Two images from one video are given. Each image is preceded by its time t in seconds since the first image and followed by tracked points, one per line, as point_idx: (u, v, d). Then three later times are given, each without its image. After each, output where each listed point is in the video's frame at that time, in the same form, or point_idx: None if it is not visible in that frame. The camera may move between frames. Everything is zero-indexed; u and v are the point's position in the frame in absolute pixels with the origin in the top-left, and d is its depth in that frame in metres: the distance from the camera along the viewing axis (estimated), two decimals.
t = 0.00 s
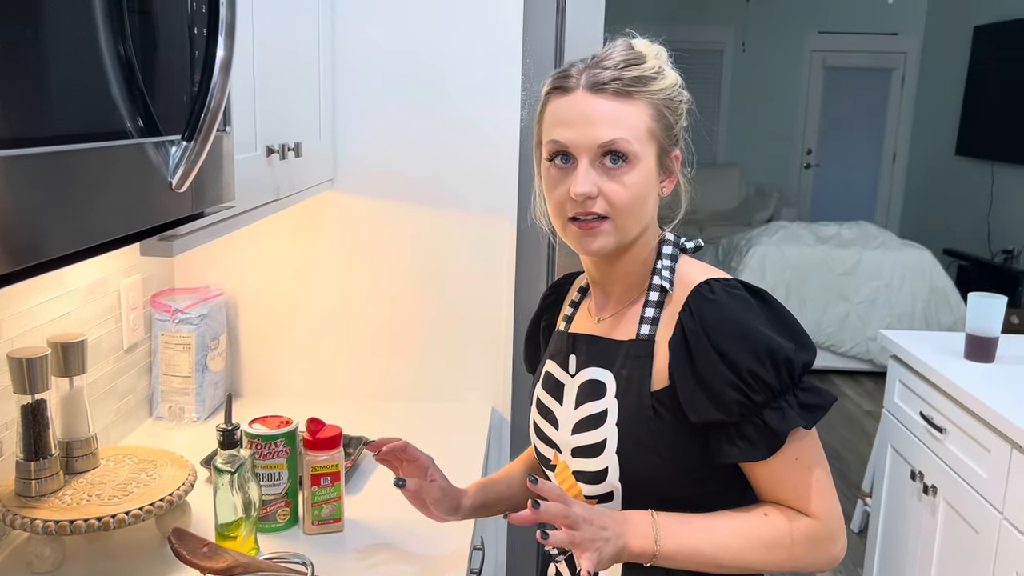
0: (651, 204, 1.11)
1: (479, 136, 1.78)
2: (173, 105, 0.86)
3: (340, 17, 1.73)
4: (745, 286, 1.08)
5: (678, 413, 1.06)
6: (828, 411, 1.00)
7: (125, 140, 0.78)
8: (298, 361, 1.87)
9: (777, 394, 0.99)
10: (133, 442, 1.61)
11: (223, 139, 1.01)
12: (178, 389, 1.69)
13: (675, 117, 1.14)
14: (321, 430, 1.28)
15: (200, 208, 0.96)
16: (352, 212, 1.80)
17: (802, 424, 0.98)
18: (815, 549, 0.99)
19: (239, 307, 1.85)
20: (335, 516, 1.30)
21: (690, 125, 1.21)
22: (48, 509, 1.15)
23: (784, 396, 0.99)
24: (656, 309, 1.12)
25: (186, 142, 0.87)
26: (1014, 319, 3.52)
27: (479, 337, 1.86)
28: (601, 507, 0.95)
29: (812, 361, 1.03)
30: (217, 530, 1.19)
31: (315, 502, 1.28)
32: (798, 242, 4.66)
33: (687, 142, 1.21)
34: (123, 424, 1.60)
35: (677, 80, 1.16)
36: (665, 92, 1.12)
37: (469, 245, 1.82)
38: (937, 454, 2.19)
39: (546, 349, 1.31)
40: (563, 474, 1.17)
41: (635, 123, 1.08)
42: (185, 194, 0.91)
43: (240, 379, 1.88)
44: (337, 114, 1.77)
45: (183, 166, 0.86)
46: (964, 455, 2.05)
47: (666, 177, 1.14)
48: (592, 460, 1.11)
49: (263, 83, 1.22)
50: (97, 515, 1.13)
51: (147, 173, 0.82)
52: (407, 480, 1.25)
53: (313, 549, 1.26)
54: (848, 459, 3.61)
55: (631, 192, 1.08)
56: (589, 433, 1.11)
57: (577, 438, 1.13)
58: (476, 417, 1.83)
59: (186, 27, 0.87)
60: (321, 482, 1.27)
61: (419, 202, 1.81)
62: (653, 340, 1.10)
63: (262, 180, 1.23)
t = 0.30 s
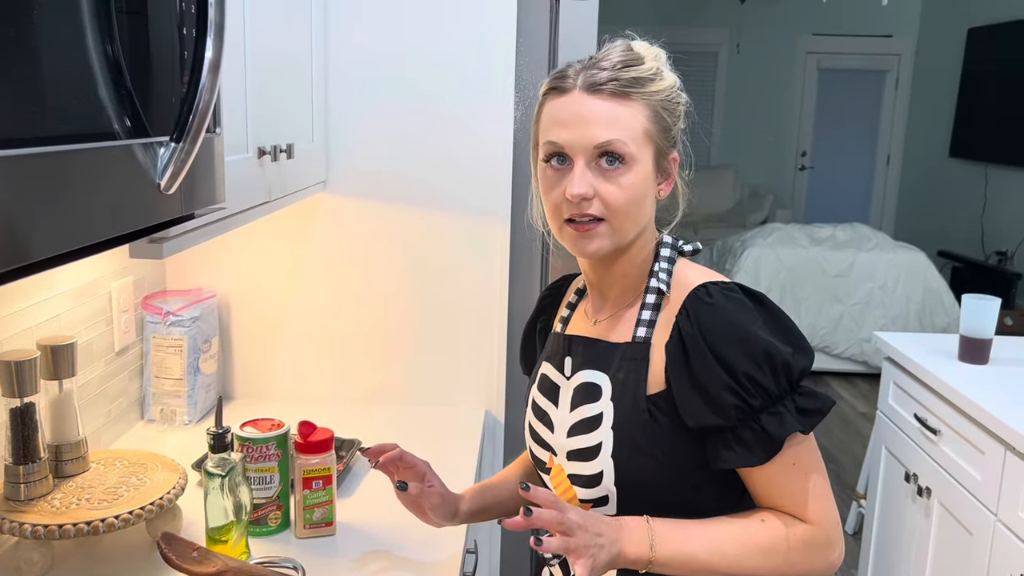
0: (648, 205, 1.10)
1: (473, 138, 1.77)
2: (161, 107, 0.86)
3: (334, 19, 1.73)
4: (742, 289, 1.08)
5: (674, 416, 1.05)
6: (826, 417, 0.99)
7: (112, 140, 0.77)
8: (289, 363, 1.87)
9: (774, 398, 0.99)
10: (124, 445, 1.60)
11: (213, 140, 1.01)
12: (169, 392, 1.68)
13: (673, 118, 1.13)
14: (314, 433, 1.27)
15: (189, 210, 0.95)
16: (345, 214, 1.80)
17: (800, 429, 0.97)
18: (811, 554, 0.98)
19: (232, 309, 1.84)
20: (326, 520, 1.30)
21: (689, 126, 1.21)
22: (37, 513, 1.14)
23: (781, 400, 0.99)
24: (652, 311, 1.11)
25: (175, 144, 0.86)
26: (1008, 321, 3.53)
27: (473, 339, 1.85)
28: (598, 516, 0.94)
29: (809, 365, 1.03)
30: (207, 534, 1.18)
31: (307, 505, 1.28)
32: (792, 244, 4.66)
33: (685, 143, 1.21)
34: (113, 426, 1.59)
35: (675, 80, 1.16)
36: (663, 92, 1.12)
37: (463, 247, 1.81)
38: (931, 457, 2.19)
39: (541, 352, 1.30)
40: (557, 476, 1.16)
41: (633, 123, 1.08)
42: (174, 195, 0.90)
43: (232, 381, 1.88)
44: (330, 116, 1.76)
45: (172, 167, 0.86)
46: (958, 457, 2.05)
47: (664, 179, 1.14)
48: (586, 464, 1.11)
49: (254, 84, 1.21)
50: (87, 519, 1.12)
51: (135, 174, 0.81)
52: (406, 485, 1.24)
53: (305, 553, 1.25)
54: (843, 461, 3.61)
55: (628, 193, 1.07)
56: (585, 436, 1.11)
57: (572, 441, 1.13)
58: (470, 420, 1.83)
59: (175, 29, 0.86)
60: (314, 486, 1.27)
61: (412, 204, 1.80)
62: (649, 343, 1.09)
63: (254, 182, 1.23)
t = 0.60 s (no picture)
0: (643, 208, 1.10)
1: (468, 140, 1.77)
2: (153, 107, 0.85)
3: (328, 20, 1.72)
4: (737, 291, 1.07)
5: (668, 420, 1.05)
6: (819, 422, 0.99)
7: (103, 140, 0.77)
8: (282, 365, 1.86)
9: (768, 403, 0.99)
10: (117, 447, 1.60)
11: (206, 141, 1.00)
12: (163, 394, 1.67)
13: (669, 119, 1.13)
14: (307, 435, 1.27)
15: (182, 211, 0.94)
16: (339, 215, 1.79)
17: (793, 434, 0.97)
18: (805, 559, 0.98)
19: (225, 310, 1.83)
20: (320, 521, 1.29)
21: (686, 127, 1.20)
22: (29, 515, 1.14)
23: (775, 405, 0.99)
24: (646, 313, 1.11)
25: (166, 145, 0.86)
26: (1003, 322, 3.54)
27: (468, 341, 1.85)
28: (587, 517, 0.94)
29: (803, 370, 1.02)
30: (201, 536, 1.17)
31: (300, 506, 1.27)
32: (788, 245, 4.66)
33: (682, 144, 1.21)
34: (107, 428, 1.59)
35: (672, 82, 1.15)
36: (659, 94, 1.12)
37: (457, 249, 1.81)
38: (926, 458, 2.19)
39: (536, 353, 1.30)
40: (552, 476, 1.16)
41: (627, 125, 1.08)
42: (166, 196, 0.89)
43: (226, 383, 1.87)
44: (325, 117, 1.75)
45: (163, 167, 0.85)
46: (953, 459, 2.05)
47: (660, 181, 1.13)
48: (580, 467, 1.10)
49: (248, 84, 1.21)
50: (79, 522, 1.12)
51: (126, 175, 0.80)
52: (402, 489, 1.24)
53: (298, 555, 1.25)
54: (839, 462, 3.61)
55: (622, 195, 1.07)
56: (579, 438, 1.11)
57: (566, 442, 1.12)
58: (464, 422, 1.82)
59: (167, 29, 0.86)
60: (307, 487, 1.26)
61: (406, 206, 1.80)
62: (642, 345, 1.09)
63: (247, 184, 1.22)
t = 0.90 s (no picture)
0: (643, 206, 1.10)
1: (464, 139, 1.77)
2: (149, 107, 0.85)
3: (325, 20, 1.72)
4: (737, 291, 1.07)
5: (667, 422, 1.05)
6: (819, 424, 0.99)
7: (99, 140, 0.77)
8: (279, 366, 1.86)
9: (767, 404, 0.99)
10: (113, 448, 1.59)
11: (202, 141, 1.00)
12: (158, 394, 1.67)
13: (671, 119, 1.13)
14: (303, 436, 1.27)
15: (178, 210, 0.94)
16: (335, 217, 1.79)
17: (793, 435, 0.97)
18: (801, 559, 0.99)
19: (221, 311, 1.83)
20: (315, 522, 1.29)
21: (688, 127, 1.20)
22: (23, 516, 1.13)
23: (774, 407, 0.99)
24: (646, 314, 1.11)
25: (162, 144, 0.85)
26: (999, 322, 3.55)
27: (464, 342, 1.85)
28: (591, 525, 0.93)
29: (802, 372, 1.03)
30: (197, 537, 1.17)
31: (297, 506, 1.27)
32: (784, 246, 4.66)
33: (684, 145, 1.21)
34: (102, 429, 1.58)
35: (676, 82, 1.16)
36: (662, 93, 1.12)
37: (454, 250, 1.81)
38: (922, 458, 2.19)
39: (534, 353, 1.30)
40: (551, 477, 1.16)
41: (629, 123, 1.08)
42: (162, 196, 0.89)
43: (223, 385, 1.87)
44: (321, 117, 1.75)
45: (160, 167, 0.85)
46: (948, 458, 2.05)
47: (661, 180, 1.13)
48: (578, 467, 1.11)
49: (244, 83, 1.21)
50: (75, 522, 1.12)
51: (122, 174, 0.80)
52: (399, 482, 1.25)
53: (295, 555, 1.25)
54: (835, 463, 3.62)
55: (623, 192, 1.07)
56: (578, 439, 1.11)
57: (565, 443, 1.13)
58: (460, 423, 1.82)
59: (164, 29, 0.86)
60: (303, 488, 1.26)
61: (402, 207, 1.79)
62: (642, 346, 1.10)
63: (243, 184, 1.22)
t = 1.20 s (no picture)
0: (651, 202, 1.10)
1: (463, 139, 1.77)
2: (148, 107, 0.85)
3: (323, 20, 1.72)
4: (753, 289, 1.07)
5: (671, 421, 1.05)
6: (805, 427, 0.98)
7: (98, 140, 0.77)
8: (278, 366, 1.86)
9: (756, 397, 0.99)
10: (111, 448, 1.60)
11: (200, 141, 1.00)
12: (156, 395, 1.67)
13: (681, 115, 1.13)
14: (301, 435, 1.27)
15: (177, 211, 0.94)
16: (334, 216, 1.79)
17: (769, 429, 0.97)
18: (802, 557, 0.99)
19: (220, 310, 1.83)
20: (313, 521, 1.29)
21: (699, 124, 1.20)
22: (21, 516, 1.13)
23: (763, 401, 0.99)
24: (655, 313, 1.11)
25: (161, 144, 0.86)
26: (995, 322, 3.56)
27: (463, 341, 1.85)
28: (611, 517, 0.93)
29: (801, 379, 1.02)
30: (195, 537, 1.17)
31: (296, 506, 1.27)
32: (781, 246, 4.67)
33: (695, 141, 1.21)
34: (100, 429, 1.58)
35: (687, 78, 1.16)
36: (672, 89, 1.12)
37: (454, 249, 1.81)
38: (919, 458, 2.19)
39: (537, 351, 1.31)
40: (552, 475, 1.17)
41: (637, 118, 1.08)
42: (161, 196, 0.90)
43: (221, 386, 1.87)
44: (320, 117, 1.75)
45: (159, 167, 0.85)
46: (945, 458, 2.06)
47: (671, 176, 1.14)
48: (581, 465, 1.11)
49: (242, 82, 1.21)
50: (73, 523, 1.12)
51: (121, 175, 0.80)
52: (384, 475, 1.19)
53: (295, 555, 1.25)
54: (832, 463, 3.62)
55: (632, 186, 1.07)
56: (582, 436, 1.11)
57: (569, 441, 1.13)
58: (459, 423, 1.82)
59: (162, 29, 0.86)
60: (302, 487, 1.26)
61: (401, 206, 1.80)
62: (650, 344, 1.10)
63: (242, 182, 1.22)
